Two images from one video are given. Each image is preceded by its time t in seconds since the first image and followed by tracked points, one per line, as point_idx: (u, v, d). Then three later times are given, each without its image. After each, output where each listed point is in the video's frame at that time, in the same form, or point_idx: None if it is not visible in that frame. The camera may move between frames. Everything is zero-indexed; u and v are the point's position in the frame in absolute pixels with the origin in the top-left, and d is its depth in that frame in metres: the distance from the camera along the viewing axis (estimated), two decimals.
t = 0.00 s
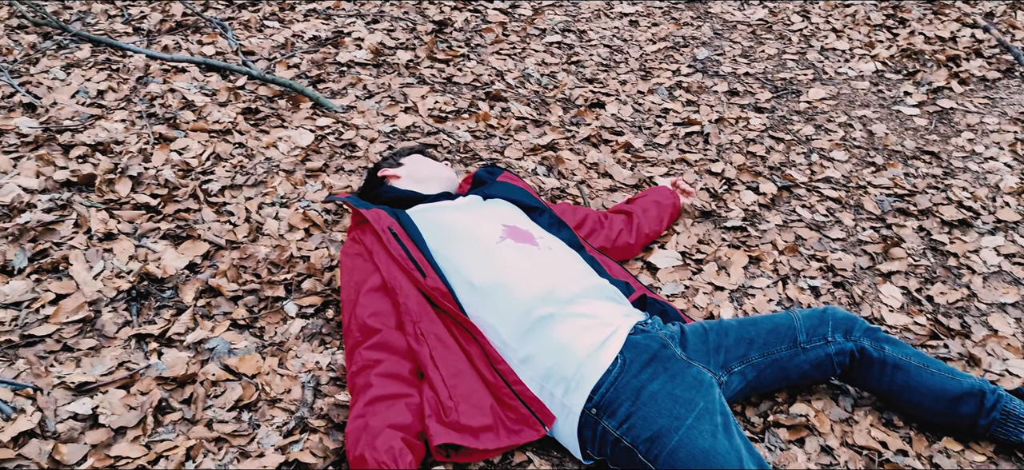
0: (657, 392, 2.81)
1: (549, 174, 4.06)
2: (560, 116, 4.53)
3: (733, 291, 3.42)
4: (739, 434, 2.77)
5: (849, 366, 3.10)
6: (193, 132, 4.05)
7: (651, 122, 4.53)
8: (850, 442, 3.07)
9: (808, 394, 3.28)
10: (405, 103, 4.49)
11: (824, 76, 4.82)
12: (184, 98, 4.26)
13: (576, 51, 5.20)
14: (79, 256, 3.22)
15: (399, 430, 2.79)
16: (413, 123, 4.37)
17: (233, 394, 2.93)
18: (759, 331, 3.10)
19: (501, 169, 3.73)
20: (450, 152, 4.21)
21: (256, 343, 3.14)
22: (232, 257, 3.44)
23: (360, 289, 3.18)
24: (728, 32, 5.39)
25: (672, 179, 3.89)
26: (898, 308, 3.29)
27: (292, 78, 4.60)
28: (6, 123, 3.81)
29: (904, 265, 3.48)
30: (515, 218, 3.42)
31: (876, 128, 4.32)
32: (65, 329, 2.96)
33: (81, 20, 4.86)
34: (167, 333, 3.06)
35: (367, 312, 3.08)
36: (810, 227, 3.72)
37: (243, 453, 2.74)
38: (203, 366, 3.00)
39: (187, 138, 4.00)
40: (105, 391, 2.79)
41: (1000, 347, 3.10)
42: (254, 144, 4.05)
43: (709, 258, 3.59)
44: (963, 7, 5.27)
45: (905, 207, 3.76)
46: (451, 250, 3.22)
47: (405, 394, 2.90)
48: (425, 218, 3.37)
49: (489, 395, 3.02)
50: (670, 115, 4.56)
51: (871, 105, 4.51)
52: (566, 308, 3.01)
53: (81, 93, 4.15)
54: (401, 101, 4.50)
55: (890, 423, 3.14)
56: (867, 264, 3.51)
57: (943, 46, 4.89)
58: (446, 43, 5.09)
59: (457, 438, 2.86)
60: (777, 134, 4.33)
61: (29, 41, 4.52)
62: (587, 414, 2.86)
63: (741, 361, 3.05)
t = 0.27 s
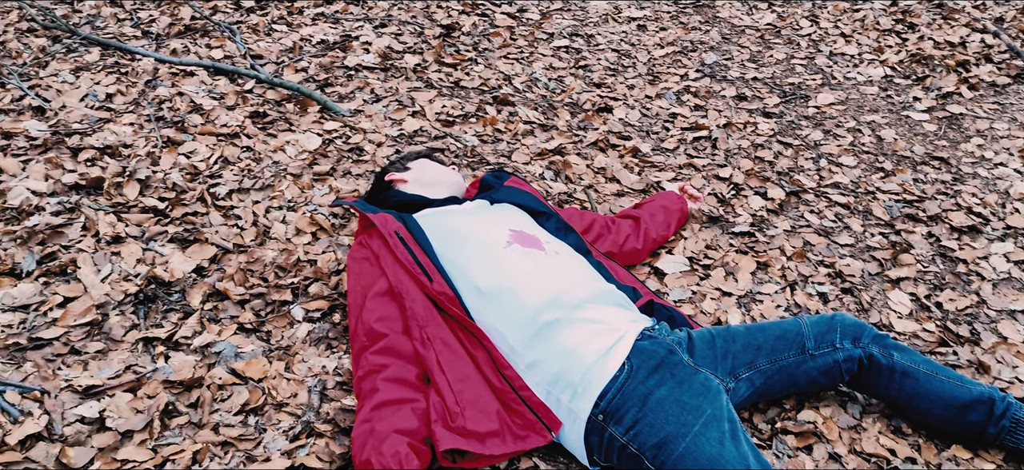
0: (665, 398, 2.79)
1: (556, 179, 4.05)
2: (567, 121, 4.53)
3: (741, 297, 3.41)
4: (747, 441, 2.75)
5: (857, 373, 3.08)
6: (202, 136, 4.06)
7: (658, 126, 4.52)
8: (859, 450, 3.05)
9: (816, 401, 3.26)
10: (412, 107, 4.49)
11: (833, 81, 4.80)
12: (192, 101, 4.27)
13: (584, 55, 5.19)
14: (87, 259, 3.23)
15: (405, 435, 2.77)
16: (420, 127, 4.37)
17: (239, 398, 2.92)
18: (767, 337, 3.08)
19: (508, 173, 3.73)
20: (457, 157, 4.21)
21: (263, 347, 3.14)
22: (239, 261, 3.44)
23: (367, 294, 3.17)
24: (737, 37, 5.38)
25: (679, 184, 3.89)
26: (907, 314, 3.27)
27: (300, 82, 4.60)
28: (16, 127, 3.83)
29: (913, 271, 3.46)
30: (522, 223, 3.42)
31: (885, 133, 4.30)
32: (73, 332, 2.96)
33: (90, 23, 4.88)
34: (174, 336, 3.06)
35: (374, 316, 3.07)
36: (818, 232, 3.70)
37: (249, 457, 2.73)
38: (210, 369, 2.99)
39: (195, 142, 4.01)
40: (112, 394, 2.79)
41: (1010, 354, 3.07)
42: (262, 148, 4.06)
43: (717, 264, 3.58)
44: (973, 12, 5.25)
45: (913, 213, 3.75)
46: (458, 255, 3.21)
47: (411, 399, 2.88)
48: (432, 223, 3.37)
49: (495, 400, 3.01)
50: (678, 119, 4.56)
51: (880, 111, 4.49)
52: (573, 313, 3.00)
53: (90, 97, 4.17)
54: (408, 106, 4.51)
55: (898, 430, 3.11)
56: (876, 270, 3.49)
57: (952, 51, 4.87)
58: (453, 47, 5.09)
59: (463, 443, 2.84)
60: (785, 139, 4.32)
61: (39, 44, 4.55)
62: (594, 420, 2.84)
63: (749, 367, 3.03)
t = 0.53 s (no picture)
0: (674, 407, 2.77)
1: (566, 185, 4.05)
2: (578, 127, 4.52)
3: (751, 305, 3.39)
4: (757, 451, 2.72)
5: (869, 382, 3.05)
6: (212, 140, 4.07)
7: (669, 133, 4.51)
8: (870, 460, 3.03)
9: (826, 410, 3.24)
10: (422, 113, 4.49)
11: (845, 88, 4.78)
12: (203, 106, 4.28)
13: (594, 61, 5.18)
14: (98, 263, 3.24)
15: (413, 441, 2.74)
16: (430, 132, 4.37)
17: (248, 403, 2.91)
18: (777, 346, 3.06)
19: (517, 180, 3.73)
20: (467, 163, 4.20)
21: (272, 352, 3.13)
22: (249, 266, 3.45)
23: (376, 300, 3.17)
24: (748, 43, 5.37)
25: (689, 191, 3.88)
26: (919, 324, 3.24)
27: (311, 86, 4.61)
28: (28, 131, 3.85)
29: (926, 280, 3.43)
30: (531, 230, 3.42)
31: (897, 141, 4.28)
32: (83, 336, 2.96)
33: (103, 27, 4.90)
34: (183, 341, 3.06)
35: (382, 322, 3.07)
36: (829, 240, 3.68)
37: (257, 463, 2.72)
38: (219, 374, 2.99)
39: (206, 146, 4.02)
40: (122, 399, 2.78)
41: None
42: (272, 153, 4.06)
43: (727, 271, 3.56)
44: (986, 18, 5.22)
45: (926, 221, 3.72)
46: (467, 261, 3.21)
47: (419, 406, 2.86)
48: (441, 229, 3.38)
49: (504, 407, 2.99)
50: (689, 126, 4.54)
51: (892, 118, 4.47)
52: (582, 320, 2.99)
53: (102, 101, 4.19)
54: (419, 111, 4.51)
55: (910, 440, 3.08)
56: (888, 278, 3.47)
57: (965, 58, 4.84)
58: (464, 53, 5.09)
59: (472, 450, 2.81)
60: (797, 146, 4.31)
61: (52, 48, 4.57)
62: (602, 428, 2.82)
63: (759, 376, 3.00)
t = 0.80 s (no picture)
0: (680, 412, 2.76)
1: (572, 189, 4.04)
2: (584, 131, 4.52)
3: (758, 309, 3.38)
4: (763, 457, 2.70)
5: (876, 388, 3.03)
6: (220, 143, 4.08)
7: (676, 137, 4.50)
8: (876, 466, 3.01)
9: (833, 416, 3.22)
10: (429, 116, 4.49)
11: (853, 92, 4.77)
12: (210, 109, 4.29)
13: (601, 64, 5.18)
14: (105, 265, 3.24)
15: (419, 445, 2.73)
16: (436, 136, 4.37)
17: (253, 406, 2.91)
18: (784, 351, 3.04)
19: (524, 183, 3.74)
20: (473, 166, 4.21)
21: (278, 356, 3.13)
22: (255, 269, 3.45)
23: (382, 304, 3.17)
24: (755, 47, 5.36)
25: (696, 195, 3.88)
26: (927, 329, 3.22)
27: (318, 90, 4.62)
28: (36, 134, 3.87)
29: (934, 285, 3.41)
30: (537, 233, 3.42)
31: (905, 145, 4.26)
32: (90, 338, 2.96)
33: (111, 30, 4.91)
34: (189, 344, 3.06)
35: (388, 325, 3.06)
36: (836, 245, 3.67)
37: (263, 466, 2.72)
38: (224, 377, 2.98)
39: (213, 149, 4.02)
40: (128, 402, 2.78)
41: None
42: (279, 156, 4.07)
43: (733, 276, 3.55)
44: (995, 23, 5.20)
45: (933, 226, 3.71)
46: (473, 265, 3.21)
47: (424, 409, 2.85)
48: (447, 233, 3.38)
49: (509, 412, 2.97)
50: (696, 130, 4.54)
51: (900, 122, 4.45)
52: (588, 324, 2.98)
53: (110, 104, 4.20)
54: (425, 114, 4.51)
55: (917, 446, 3.07)
56: (895, 283, 3.45)
57: (974, 62, 4.82)
58: (471, 56, 5.09)
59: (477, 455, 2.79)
60: (804, 150, 4.30)
61: (60, 51, 4.59)
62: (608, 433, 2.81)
63: (765, 382, 2.99)
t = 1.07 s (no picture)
0: (688, 419, 2.74)
1: (581, 194, 4.04)
2: (593, 136, 4.51)
3: (767, 316, 3.36)
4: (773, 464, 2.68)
5: (886, 396, 3.01)
6: (230, 147, 4.09)
7: (686, 142, 4.50)
8: None
9: (843, 424, 3.20)
10: (438, 121, 4.50)
11: (863, 98, 4.76)
12: (221, 113, 4.31)
13: (611, 70, 5.18)
14: (115, 269, 3.25)
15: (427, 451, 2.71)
16: (446, 141, 4.37)
17: (261, 410, 2.90)
18: (793, 358, 3.02)
19: (533, 189, 3.75)
20: (482, 171, 4.20)
21: (287, 360, 3.13)
22: (264, 273, 3.45)
23: (390, 309, 3.16)
24: (765, 53, 5.35)
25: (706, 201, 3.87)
26: (938, 337, 3.20)
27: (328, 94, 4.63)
28: (47, 137, 3.88)
29: (945, 292, 3.38)
30: (545, 239, 3.42)
31: (916, 152, 4.25)
32: (99, 341, 2.97)
33: (123, 34, 4.94)
34: (198, 348, 3.06)
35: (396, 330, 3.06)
36: (847, 252, 3.65)
37: None
38: (233, 381, 2.98)
39: (223, 153, 4.03)
40: (137, 405, 2.78)
41: None
42: (288, 160, 4.07)
43: (743, 282, 3.54)
44: (1007, 29, 5.17)
45: (944, 233, 3.69)
46: (481, 271, 3.21)
47: (433, 415, 2.83)
48: (455, 238, 3.38)
49: (517, 418, 2.95)
50: (705, 136, 4.53)
51: (911, 129, 4.44)
52: (597, 330, 2.97)
53: (121, 108, 4.22)
54: (434, 119, 4.51)
55: (928, 455, 3.04)
56: (906, 290, 3.43)
57: (986, 69, 4.79)
58: (480, 61, 5.10)
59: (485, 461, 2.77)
60: (814, 156, 4.28)
61: (72, 55, 4.61)
62: (616, 439, 2.79)
63: (775, 389, 2.97)
